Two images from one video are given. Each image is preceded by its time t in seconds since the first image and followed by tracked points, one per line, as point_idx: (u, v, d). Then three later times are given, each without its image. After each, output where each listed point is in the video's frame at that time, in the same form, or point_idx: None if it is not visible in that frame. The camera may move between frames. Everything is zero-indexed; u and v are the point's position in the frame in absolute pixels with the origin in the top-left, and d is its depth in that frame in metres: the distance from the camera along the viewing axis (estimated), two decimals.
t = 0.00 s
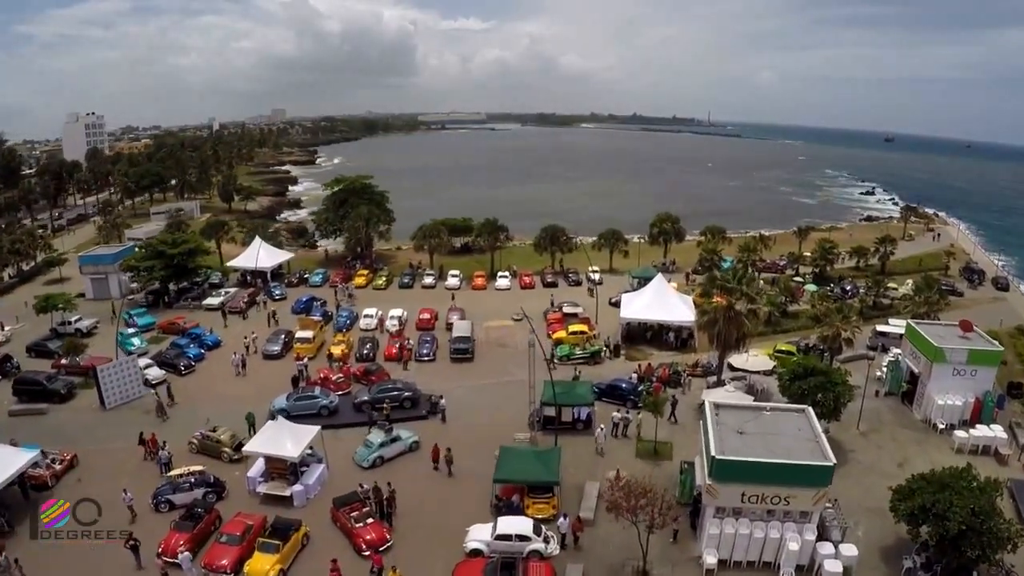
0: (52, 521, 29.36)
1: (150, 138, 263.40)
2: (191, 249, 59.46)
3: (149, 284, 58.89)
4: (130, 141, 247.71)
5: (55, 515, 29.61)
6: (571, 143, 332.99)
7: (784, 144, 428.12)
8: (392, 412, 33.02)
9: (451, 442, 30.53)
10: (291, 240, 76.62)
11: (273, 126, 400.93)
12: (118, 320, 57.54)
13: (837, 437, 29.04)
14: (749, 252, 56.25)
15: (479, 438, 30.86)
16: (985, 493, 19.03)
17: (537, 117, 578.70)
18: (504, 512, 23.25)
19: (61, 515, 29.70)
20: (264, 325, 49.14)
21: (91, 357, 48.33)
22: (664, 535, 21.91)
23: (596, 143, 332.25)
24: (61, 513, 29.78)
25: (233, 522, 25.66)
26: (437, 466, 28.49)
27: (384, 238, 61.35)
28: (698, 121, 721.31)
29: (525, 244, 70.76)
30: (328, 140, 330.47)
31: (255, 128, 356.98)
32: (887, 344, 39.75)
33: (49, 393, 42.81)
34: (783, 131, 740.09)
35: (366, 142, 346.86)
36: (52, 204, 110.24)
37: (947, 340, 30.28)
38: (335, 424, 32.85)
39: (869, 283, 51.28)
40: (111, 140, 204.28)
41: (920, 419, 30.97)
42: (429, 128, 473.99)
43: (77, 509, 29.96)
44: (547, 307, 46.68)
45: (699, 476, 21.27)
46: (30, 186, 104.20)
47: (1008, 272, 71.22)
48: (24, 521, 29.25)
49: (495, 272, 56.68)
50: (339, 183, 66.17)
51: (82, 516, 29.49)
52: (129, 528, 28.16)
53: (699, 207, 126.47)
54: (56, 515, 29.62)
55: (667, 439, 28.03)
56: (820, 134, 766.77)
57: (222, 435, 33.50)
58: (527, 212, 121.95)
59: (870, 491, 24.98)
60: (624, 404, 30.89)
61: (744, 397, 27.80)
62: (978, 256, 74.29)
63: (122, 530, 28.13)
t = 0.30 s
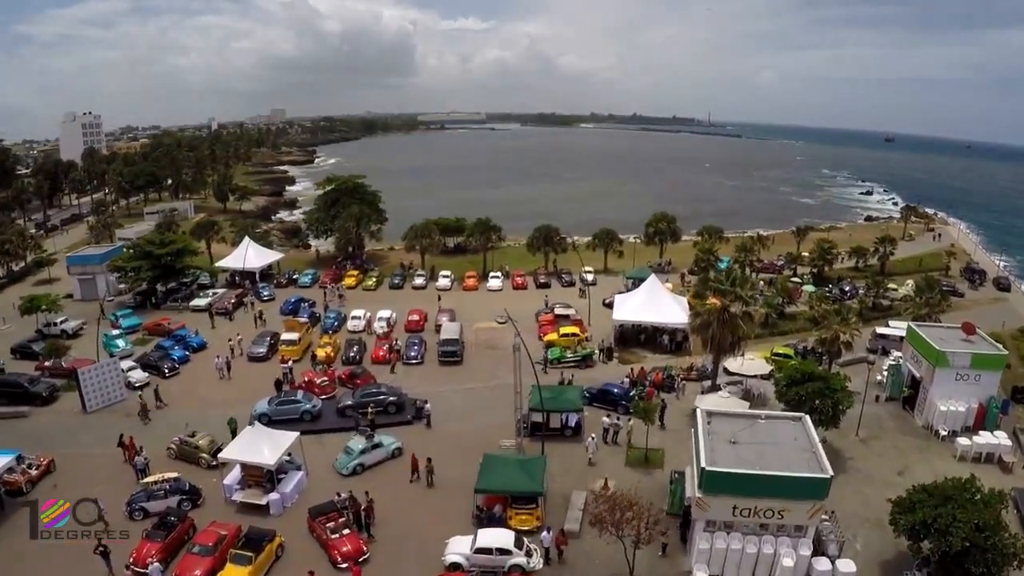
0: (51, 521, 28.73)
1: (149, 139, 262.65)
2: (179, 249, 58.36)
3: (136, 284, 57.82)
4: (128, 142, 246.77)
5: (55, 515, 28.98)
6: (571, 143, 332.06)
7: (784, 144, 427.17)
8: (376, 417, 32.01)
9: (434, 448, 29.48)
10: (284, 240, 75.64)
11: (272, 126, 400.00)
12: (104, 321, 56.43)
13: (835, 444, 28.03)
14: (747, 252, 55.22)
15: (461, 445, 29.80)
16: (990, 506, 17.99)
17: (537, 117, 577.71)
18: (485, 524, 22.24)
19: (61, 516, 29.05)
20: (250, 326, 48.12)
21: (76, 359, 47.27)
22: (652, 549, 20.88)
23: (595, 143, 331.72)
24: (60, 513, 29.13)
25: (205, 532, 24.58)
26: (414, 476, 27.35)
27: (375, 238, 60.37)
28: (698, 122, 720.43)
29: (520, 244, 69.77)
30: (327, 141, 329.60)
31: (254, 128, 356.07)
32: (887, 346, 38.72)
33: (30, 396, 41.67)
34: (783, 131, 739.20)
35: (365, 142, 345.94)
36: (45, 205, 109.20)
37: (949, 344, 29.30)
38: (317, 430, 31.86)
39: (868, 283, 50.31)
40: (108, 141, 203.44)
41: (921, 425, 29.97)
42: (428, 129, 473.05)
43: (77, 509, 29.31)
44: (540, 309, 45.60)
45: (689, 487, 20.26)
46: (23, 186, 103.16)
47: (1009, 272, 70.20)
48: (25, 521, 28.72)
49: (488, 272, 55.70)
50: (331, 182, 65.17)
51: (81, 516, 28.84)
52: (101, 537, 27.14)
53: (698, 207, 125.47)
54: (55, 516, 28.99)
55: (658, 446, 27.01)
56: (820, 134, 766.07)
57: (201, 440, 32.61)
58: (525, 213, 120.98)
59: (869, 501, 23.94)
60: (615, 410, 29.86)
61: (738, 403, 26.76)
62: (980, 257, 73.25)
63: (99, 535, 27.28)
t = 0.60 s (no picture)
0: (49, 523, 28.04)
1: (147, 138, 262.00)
2: (167, 250, 57.10)
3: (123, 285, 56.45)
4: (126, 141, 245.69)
5: (55, 517, 28.23)
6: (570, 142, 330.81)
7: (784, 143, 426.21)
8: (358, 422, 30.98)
9: (416, 456, 28.40)
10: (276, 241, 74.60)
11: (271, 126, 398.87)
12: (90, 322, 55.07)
13: (832, 452, 27.01)
14: (744, 252, 54.23)
15: (443, 451, 28.65)
16: (997, 524, 16.95)
17: (537, 118, 576.58)
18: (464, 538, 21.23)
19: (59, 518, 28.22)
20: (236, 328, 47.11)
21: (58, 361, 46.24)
22: (640, 565, 19.83)
23: (593, 143, 330.47)
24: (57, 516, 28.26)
25: (176, 543, 23.52)
26: (392, 487, 26.04)
27: (366, 237, 59.38)
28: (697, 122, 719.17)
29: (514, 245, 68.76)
30: (325, 141, 328.56)
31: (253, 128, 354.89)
32: (887, 349, 37.69)
33: (10, 399, 40.56)
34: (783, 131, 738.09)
35: (364, 141, 345.02)
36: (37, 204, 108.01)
37: (952, 348, 28.31)
38: (297, 436, 30.91)
39: (868, 285, 49.29)
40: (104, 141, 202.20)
41: (922, 432, 28.94)
42: (428, 129, 471.86)
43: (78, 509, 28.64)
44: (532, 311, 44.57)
45: (677, 501, 19.20)
46: (15, 185, 102.00)
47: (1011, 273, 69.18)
48: (25, 521, 28.15)
49: (480, 273, 54.68)
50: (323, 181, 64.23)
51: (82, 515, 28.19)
52: (71, 546, 26.11)
53: (696, 207, 124.46)
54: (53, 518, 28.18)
55: (649, 455, 25.99)
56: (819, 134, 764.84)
57: (178, 446, 31.66)
58: (522, 213, 120.01)
59: (868, 513, 22.91)
60: (605, 415, 28.86)
61: (732, 410, 25.75)
62: (981, 257, 72.22)
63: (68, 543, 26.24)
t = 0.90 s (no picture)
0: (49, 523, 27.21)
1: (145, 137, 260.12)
2: (155, 251, 55.43)
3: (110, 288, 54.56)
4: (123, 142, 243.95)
5: (55, 516, 27.39)
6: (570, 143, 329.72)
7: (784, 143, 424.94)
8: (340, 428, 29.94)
9: (398, 463, 27.34)
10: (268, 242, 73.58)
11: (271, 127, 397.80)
12: (75, 324, 53.11)
13: (831, 461, 25.98)
14: (741, 253, 53.23)
15: (423, 461, 27.42)
16: (1004, 542, 15.90)
17: (537, 118, 575.50)
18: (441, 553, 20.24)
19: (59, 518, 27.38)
20: (221, 330, 46.10)
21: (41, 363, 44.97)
22: None
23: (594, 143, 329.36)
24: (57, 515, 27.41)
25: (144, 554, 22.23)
26: (368, 501, 24.70)
27: (357, 238, 58.44)
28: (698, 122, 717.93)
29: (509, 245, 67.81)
30: (324, 141, 327.37)
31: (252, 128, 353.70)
32: (887, 353, 36.66)
33: None
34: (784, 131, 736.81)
35: (363, 141, 343.95)
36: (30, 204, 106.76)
37: (955, 353, 27.30)
38: (276, 442, 29.91)
39: (869, 286, 48.25)
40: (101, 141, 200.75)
41: (924, 440, 27.91)
42: (428, 129, 470.68)
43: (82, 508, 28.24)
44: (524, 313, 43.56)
45: (665, 515, 18.14)
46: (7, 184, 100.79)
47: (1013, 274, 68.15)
48: (23, 523, 27.38)
49: (472, 274, 53.76)
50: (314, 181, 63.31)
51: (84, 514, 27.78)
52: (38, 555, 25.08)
53: (695, 207, 123.43)
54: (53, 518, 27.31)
55: (638, 464, 24.97)
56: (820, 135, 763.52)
57: (154, 452, 30.62)
58: (519, 213, 118.95)
59: (868, 527, 21.86)
60: (595, 422, 27.84)
61: (725, 418, 24.71)
62: (984, 258, 71.09)
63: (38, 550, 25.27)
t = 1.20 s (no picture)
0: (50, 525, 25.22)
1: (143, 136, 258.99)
2: (144, 251, 52.48)
3: (95, 290, 51.97)
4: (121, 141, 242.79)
5: (55, 515, 25.31)
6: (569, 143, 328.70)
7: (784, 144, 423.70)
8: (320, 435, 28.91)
9: (378, 472, 26.33)
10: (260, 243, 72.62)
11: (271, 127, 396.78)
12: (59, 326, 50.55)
13: (827, 470, 24.99)
14: (739, 254, 52.27)
15: (401, 470, 26.21)
16: (1010, 563, 14.88)
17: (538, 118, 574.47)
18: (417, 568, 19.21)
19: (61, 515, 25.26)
20: (206, 331, 44.97)
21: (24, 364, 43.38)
22: None
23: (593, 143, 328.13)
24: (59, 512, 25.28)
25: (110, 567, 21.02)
26: (340, 514, 23.38)
27: (348, 238, 57.42)
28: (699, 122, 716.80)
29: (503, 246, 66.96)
30: (323, 141, 325.63)
31: (251, 128, 352.58)
32: (886, 357, 35.71)
33: None
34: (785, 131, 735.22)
35: (362, 141, 342.31)
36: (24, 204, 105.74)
37: (957, 359, 26.33)
38: (255, 449, 28.83)
39: (869, 288, 47.23)
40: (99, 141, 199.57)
41: (925, 448, 26.91)
42: (428, 129, 469.50)
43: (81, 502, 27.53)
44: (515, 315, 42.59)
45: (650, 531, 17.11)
46: None
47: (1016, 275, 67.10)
48: None
49: (464, 275, 52.88)
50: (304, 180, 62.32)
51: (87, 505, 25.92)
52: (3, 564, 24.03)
53: (695, 207, 122.25)
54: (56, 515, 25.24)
55: (627, 474, 23.98)
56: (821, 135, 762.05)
57: (129, 458, 29.41)
58: (518, 214, 117.65)
59: (866, 541, 20.86)
60: (583, 430, 26.83)
61: (717, 427, 23.69)
62: (986, 259, 70.02)
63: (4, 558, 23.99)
